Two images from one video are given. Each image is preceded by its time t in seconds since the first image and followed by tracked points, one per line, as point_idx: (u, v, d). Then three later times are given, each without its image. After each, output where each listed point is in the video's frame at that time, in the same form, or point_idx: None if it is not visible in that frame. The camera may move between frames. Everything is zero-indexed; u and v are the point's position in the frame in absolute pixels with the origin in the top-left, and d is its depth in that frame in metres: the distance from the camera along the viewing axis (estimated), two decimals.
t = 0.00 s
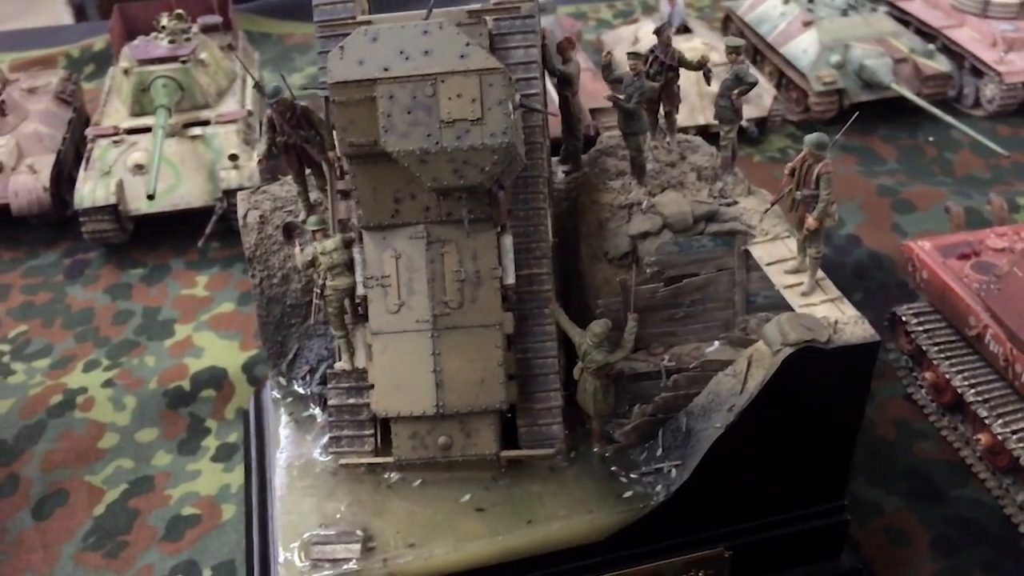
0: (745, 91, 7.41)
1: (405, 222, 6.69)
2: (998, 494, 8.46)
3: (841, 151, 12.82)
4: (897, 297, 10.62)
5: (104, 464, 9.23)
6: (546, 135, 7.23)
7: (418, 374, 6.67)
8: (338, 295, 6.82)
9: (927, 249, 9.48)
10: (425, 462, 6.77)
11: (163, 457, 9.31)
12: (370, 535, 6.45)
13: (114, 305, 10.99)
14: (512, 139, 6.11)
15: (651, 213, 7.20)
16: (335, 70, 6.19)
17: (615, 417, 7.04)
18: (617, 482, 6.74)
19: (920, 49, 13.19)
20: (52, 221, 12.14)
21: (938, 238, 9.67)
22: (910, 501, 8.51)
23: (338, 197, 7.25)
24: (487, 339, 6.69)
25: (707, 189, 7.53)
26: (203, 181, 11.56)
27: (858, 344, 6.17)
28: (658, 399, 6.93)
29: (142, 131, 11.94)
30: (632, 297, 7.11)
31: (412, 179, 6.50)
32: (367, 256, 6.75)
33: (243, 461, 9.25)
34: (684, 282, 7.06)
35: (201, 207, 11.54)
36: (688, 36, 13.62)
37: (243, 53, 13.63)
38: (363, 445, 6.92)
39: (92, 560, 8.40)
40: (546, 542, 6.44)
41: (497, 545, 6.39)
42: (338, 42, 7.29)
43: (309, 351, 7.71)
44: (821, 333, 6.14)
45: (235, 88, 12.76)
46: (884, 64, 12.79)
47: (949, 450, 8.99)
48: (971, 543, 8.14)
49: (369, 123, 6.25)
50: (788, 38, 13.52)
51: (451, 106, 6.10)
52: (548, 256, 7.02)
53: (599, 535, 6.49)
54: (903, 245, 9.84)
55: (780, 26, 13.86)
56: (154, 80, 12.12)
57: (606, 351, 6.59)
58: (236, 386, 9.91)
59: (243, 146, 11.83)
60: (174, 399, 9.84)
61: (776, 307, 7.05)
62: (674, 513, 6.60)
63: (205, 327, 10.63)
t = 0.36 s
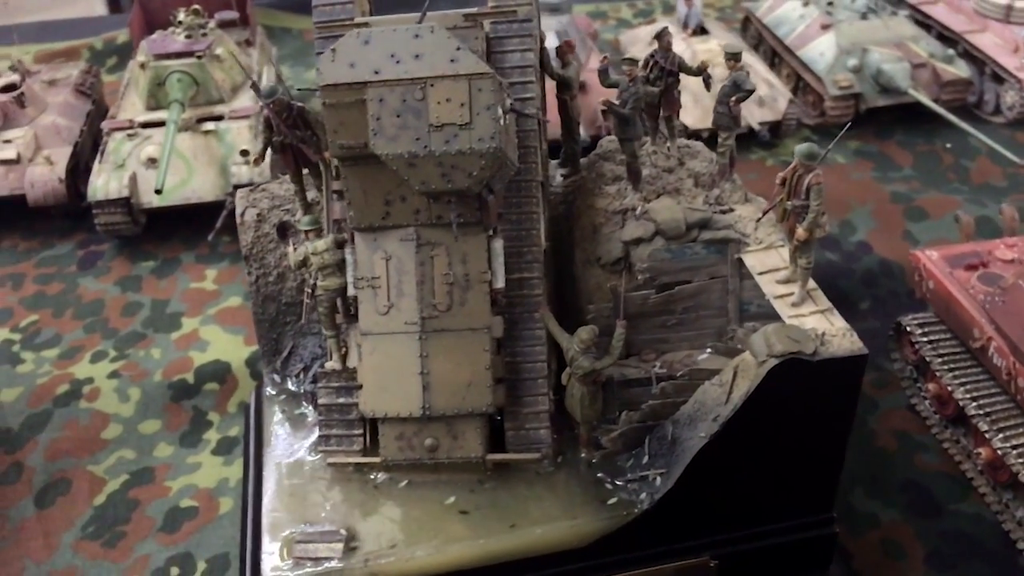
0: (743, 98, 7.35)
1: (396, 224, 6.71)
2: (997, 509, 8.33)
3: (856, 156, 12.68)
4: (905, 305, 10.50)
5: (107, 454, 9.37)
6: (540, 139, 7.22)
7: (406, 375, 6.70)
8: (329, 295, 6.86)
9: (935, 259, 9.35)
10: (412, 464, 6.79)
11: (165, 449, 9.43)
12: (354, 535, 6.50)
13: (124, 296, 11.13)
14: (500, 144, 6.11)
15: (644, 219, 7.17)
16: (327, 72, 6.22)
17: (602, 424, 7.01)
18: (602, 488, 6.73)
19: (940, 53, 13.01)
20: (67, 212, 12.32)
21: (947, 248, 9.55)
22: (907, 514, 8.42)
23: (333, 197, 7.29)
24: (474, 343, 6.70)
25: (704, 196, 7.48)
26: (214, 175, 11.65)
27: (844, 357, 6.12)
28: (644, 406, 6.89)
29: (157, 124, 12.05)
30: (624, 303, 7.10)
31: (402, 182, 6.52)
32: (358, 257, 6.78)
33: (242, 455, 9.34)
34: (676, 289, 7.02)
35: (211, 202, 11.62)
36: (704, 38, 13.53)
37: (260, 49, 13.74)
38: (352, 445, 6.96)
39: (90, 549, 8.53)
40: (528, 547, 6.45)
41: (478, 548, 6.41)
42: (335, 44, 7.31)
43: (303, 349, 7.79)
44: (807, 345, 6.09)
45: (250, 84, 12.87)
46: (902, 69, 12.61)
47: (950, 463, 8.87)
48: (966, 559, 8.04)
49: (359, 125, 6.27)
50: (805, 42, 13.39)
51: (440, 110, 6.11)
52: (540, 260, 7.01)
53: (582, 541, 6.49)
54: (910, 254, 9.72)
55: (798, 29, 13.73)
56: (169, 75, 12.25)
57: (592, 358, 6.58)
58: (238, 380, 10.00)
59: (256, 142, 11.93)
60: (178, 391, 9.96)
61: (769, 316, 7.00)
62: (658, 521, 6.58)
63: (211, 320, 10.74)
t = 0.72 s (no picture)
0: (738, 106, 7.30)
1: (384, 227, 6.74)
2: (993, 523, 8.26)
3: (868, 162, 12.57)
4: (910, 315, 10.41)
5: (109, 446, 9.50)
6: (533, 144, 7.22)
7: (391, 377, 6.73)
8: (318, 296, 6.93)
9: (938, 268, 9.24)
10: (397, 465, 6.83)
11: (165, 442, 9.54)
12: (336, 536, 6.55)
13: (132, 289, 11.27)
14: (486, 149, 6.12)
15: (634, 226, 7.16)
16: (317, 75, 6.27)
17: (587, 429, 7.02)
18: (585, 494, 6.73)
19: (956, 59, 12.85)
20: (80, 205, 12.48)
21: (952, 257, 9.42)
22: (901, 527, 8.36)
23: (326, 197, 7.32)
24: (460, 346, 6.73)
25: (697, 203, 7.46)
26: (224, 172, 11.74)
27: (827, 370, 6.09)
28: (627, 413, 6.92)
29: (169, 120, 12.23)
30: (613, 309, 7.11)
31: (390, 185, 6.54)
32: (348, 258, 6.82)
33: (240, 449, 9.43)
34: (665, 296, 7.02)
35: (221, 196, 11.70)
36: (717, 40, 13.45)
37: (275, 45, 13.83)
38: (339, 445, 7.01)
39: (87, 539, 8.66)
40: (508, 551, 6.47)
41: (459, 550, 6.44)
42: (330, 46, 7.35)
43: (296, 347, 7.88)
44: (790, 356, 6.06)
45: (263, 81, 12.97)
46: (917, 74, 12.48)
47: (948, 475, 8.80)
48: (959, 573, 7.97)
49: (347, 128, 6.31)
50: (820, 45, 13.27)
51: (427, 114, 6.12)
52: (528, 265, 7.02)
53: (563, 547, 6.51)
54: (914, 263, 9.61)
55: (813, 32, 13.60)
56: (183, 71, 12.35)
57: (577, 363, 6.58)
58: (239, 375, 10.10)
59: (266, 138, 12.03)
60: (180, 385, 10.08)
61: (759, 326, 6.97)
62: (638, 529, 6.58)
63: (216, 315, 10.85)
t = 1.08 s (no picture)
0: (731, 113, 7.21)
1: (370, 230, 6.74)
2: (986, 540, 8.14)
3: (879, 168, 12.41)
4: (914, 325, 10.29)
5: (107, 438, 9.61)
6: (522, 149, 7.20)
7: (374, 379, 6.74)
8: (304, 297, 6.99)
9: (939, 279, 9.11)
10: (379, 467, 6.82)
11: (163, 435, 9.64)
12: (315, 537, 6.58)
13: (137, 283, 11.39)
14: (468, 155, 6.11)
15: (620, 233, 7.16)
16: (302, 78, 6.28)
17: (570, 436, 6.99)
18: (565, 501, 6.73)
19: (973, 65, 12.64)
20: (90, 197, 12.62)
21: (955, 268, 9.28)
22: (892, 540, 8.28)
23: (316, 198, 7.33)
24: (443, 350, 6.72)
25: (688, 211, 7.40)
26: (230, 167, 11.77)
27: (806, 384, 6.05)
28: (609, 422, 6.83)
29: (178, 115, 12.34)
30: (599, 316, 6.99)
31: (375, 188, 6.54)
32: (334, 260, 6.84)
33: (236, 444, 9.50)
34: (651, 304, 6.94)
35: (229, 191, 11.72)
36: (729, 43, 13.33)
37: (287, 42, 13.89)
38: (324, 445, 7.03)
39: (81, 530, 8.77)
40: (486, 557, 6.48)
41: (435, 555, 6.46)
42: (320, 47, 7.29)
43: (286, 346, 7.93)
44: (769, 370, 6.03)
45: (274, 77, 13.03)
46: (931, 80, 12.29)
47: (943, 489, 8.69)
48: None
49: (332, 131, 6.32)
50: (834, 49, 13.12)
51: (410, 119, 6.12)
52: (514, 270, 7.00)
53: (540, 554, 6.51)
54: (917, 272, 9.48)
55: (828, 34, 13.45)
56: (193, 66, 12.48)
57: (558, 371, 6.56)
58: (237, 371, 10.17)
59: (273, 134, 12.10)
60: (180, 379, 10.17)
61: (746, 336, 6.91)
62: (617, 538, 6.57)
63: (218, 310, 10.93)
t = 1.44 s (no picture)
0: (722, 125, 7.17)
1: (356, 235, 6.78)
2: (977, 559, 8.03)
3: (889, 176, 12.29)
4: (916, 337, 10.19)
5: (107, 432, 9.74)
6: (512, 156, 7.22)
7: (358, 384, 6.79)
8: (292, 300, 7.07)
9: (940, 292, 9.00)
10: (361, 471, 6.86)
11: (162, 430, 9.76)
12: (296, 539, 6.65)
13: (144, 278, 11.52)
14: (451, 165, 6.13)
15: (608, 244, 7.10)
16: (290, 84, 6.33)
17: (553, 445, 6.96)
18: (545, 511, 6.75)
19: (989, 73, 12.45)
20: (103, 192, 12.78)
21: (957, 281, 9.16)
22: (881, 556, 8.22)
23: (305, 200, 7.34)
24: (427, 357, 6.76)
25: (678, 221, 7.40)
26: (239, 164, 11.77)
27: (784, 401, 6.02)
28: (589, 433, 6.80)
29: (189, 112, 12.47)
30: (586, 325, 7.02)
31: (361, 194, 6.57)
32: (321, 265, 6.88)
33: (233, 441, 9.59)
34: (637, 315, 6.94)
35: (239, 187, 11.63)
36: (741, 47, 13.24)
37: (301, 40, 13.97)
38: (309, 447, 7.08)
39: (78, 523, 8.89)
40: (463, 563, 6.51)
41: (411, 560, 6.50)
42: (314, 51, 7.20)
43: (277, 347, 7.99)
44: (747, 386, 6.00)
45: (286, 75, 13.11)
46: (945, 88, 12.09)
47: (938, 506, 8.60)
48: None
49: (318, 138, 6.37)
50: (847, 55, 12.99)
51: (394, 128, 6.15)
52: (500, 278, 7.02)
53: (518, 563, 6.53)
54: (918, 285, 9.38)
55: (842, 40, 13.32)
56: (205, 64, 12.58)
57: (540, 380, 6.56)
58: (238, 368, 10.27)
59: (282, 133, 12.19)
60: (181, 375, 10.29)
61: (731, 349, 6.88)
62: (595, 549, 6.58)
63: (222, 307, 11.04)
